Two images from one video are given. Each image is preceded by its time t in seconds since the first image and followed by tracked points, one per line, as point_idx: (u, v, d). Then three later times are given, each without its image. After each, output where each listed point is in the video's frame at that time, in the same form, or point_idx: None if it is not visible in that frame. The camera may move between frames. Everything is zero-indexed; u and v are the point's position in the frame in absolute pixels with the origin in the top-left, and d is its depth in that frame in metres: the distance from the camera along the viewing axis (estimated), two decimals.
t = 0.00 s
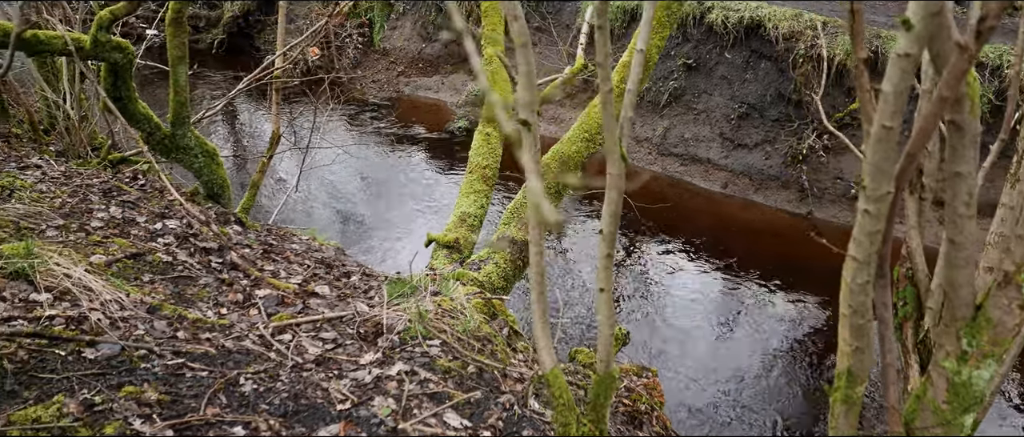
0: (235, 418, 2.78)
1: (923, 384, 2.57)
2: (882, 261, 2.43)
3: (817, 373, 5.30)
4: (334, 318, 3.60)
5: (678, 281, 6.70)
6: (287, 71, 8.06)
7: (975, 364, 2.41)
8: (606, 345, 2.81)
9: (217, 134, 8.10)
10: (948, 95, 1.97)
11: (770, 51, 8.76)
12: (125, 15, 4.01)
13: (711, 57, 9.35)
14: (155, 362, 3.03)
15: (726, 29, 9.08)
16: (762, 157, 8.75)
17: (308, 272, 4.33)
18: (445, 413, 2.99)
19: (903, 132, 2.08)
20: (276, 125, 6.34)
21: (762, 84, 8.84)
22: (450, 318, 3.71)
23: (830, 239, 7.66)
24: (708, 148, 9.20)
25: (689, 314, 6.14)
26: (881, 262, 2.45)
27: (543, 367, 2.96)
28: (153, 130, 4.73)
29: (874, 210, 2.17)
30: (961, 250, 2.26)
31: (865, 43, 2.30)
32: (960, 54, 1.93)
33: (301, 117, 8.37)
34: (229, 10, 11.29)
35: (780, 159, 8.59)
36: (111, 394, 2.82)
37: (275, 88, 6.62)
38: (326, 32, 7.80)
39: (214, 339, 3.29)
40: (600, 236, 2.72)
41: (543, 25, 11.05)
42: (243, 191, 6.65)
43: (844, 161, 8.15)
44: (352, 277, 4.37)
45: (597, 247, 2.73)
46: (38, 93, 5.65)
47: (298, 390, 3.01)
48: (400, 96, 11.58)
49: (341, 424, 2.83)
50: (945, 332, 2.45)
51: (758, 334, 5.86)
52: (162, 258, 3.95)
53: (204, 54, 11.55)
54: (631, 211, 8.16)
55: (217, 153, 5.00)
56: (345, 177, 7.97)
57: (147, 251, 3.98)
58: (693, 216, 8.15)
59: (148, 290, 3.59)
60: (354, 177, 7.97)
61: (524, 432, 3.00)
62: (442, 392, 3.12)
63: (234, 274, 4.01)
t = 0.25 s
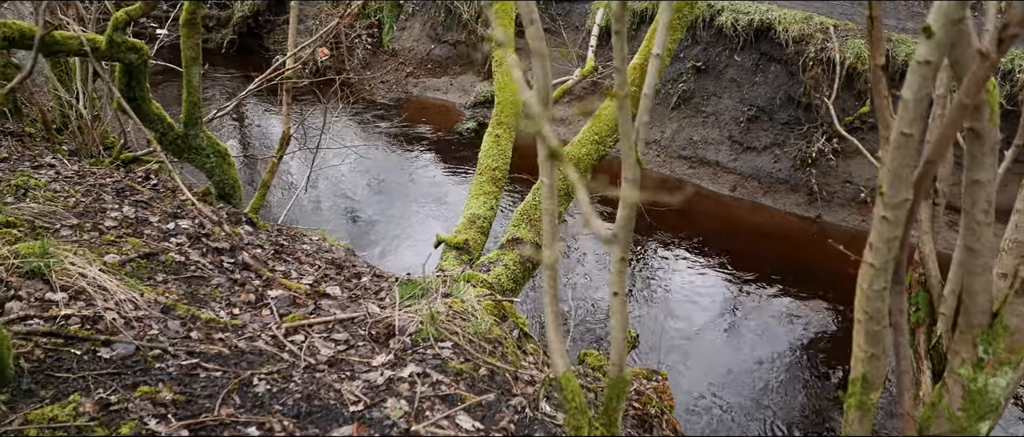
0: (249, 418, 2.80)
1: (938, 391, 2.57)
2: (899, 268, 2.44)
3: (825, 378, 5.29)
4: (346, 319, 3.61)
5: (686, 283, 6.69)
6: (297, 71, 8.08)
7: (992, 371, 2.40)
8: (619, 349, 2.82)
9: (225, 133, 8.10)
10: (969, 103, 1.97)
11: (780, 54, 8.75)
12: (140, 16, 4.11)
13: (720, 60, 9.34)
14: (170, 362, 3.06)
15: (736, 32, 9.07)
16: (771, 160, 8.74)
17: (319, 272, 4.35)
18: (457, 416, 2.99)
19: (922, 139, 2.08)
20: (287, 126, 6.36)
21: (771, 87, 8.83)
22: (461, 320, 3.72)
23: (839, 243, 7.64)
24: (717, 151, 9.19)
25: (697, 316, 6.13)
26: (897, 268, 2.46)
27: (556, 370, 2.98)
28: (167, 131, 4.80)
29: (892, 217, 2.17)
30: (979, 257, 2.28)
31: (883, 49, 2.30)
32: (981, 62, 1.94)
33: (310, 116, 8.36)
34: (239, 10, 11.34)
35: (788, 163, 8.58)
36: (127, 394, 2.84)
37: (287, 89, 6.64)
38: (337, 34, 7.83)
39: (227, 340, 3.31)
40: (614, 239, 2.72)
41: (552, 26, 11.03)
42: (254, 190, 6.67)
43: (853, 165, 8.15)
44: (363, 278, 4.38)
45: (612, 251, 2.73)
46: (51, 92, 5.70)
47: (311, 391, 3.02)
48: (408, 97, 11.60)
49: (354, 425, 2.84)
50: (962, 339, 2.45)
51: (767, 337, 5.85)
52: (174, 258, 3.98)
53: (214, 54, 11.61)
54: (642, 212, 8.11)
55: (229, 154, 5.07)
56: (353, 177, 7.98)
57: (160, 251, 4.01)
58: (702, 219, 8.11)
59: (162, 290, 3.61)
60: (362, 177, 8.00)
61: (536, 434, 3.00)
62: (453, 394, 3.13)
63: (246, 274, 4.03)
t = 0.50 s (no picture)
0: (265, 419, 2.81)
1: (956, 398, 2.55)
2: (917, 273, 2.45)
3: (836, 383, 5.27)
4: (359, 320, 3.63)
5: (696, 286, 6.67)
6: (309, 72, 8.11)
7: (1010, 379, 2.40)
8: (632, 353, 2.81)
9: (237, 133, 8.14)
10: (991, 109, 1.96)
11: (792, 57, 8.72)
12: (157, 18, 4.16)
13: (732, 62, 9.32)
14: (186, 362, 3.09)
15: (748, 34, 9.04)
16: (782, 162, 8.70)
17: (332, 273, 4.37)
18: (471, 418, 3.00)
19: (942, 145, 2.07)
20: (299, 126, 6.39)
21: (783, 90, 8.79)
22: (474, 322, 3.72)
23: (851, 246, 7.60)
24: (728, 153, 9.16)
25: (707, 319, 6.11)
26: (916, 274, 2.46)
27: (569, 373, 2.99)
28: (181, 131, 4.84)
29: (912, 223, 2.16)
30: (999, 263, 2.34)
31: (903, 54, 2.29)
32: (1003, 68, 1.93)
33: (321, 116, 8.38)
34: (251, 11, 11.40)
35: (800, 166, 8.54)
36: (144, 393, 2.86)
37: (299, 89, 6.66)
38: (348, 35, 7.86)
39: (242, 340, 3.33)
40: (629, 243, 2.72)
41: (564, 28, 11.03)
42: (266, 189, 6.70)
43: (866, 168, 8.12)
44: (376, 278, 4.40)
45: (627, 255, 2.73)
46: (67, 91, 5.75)
47: (326, 392, 3.04)
48: (419, 97, 11.63)
49: (369, 426, 2.86)
50: (980, 346, 2.45)
51: (778, 340, 5.82)
52: (189, 258, 4.00)
53: (227, 54, 11.68)
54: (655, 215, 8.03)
55: (243, 154, 5.12)
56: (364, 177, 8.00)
57: (175, 251, 4.04)
58: (715, 223, 8.05)
59: (177, 290, 3.64)
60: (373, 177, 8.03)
61: None
62: (467, 396, 3.14)
63: (260, 274, 4.05)
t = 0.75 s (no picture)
0: (278, 419, 2.83)
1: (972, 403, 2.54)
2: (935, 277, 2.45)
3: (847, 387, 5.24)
4: (371, 321, 3.64)
5: (706, 288, 6.64)
6: (319, 73, 8.14)
7: None
8: (645, 355, 2.82)
9: (247, 133, 8.18)
10: (1010, 112, 1.95)
11: (803, 58, 8.69)
12: (171, 20, 4.20)
13: (742, 64, 9.31)
14: (199, 362, 3.10)
15: (758, 35, 9.03)
16: (793, 164, 8.67)
17: (343, 273, 4.38)
18: (483, 419, 3.00)
19: (960, 149, 2.06)
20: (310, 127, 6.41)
21: (794, 91, 8.77)
22: (485, 323, 3.73)
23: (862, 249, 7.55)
24: (738, 155, 9.13)
25: (716, 321, 6.08)
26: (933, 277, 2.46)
27: (582, 375, 3.00)
28: (194, 132, 4.88)
29: (929, 226, 2.15)
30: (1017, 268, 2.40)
31: (920, 57, 2.28)
32: None
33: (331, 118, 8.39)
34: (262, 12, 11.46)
35: (810, 168, 8.51)
36: (158, 393, 2.88)
37: (310, 90, 6.68)
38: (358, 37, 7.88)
39: (254, 340, 3.35)
40: (643, 246, 2.72)
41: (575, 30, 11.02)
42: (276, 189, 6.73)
43: (877, 171, 8.09)
44: (387, 279, 4.41)
45: (640, 258, 2.73)
46: (81, 92, 5.79)
47: (338, 393, 3.05)
48: (428, 98, 11.66)
49: (381, 427, 2.87)
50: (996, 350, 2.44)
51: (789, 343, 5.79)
52: (202, 258, 4.03)
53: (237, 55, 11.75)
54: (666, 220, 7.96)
55: (255, 155, 5.17)
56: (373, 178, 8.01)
57: (188, 251, 4.06)
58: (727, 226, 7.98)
59: (190, 290, 3.66)
60: (383, 178, 8.04)
61: None
62: (479, 398, 3.14)
63: (272, 275, 4.07)
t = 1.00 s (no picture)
0: (290, 418, 2.84)
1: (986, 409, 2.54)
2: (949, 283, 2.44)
3: (855, 390, 5.22)
4: (381, 321, 3.65)
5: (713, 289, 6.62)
6: (330, 73, 8.18)
7: None
8: (656, 358, 2.82)
9: (257, 132, 8.21)
10: None
11: (813, 61, 8.66)
12: (185, 20, 4.24)
13: (752, 66, 9.29)
14: (212, 361, 3.13)
15: (769, 37, 9.02)
16: (802, 167, 8.64)
17: (353, 273, 4.39)
18: (493, 420, 3.00)
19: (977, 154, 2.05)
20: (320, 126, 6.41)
21: (804, 94, 8.75)
22: (495, 324, 3.74)
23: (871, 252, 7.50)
24: (748, 158, 9.11)
25: (723, 323, 6.07)
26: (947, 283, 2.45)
27: (593, 378, 3.01)
28: (206, 131, 4.92)
29: (944, 231, 2.14)
30: None
31: (936, 60, 2.27)
32: None
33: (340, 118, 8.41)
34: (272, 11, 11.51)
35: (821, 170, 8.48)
36: (171, 391, 2.90)
37: (320, 90, 6.68)
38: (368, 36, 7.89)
39: (266, 339, 3.37)
40: (655, 248, 2.71)
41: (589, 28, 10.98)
42: (286, 189, 6.75)
43: (887, 174, 8.06)
44: (396, 279, 4.42)
45: (653, 260, 2.72)
46: (93, 91, 5.83)
47: (349, 392, 3.06)
48: (437, 99, 11.69)
49: (392, 427, 2.88)
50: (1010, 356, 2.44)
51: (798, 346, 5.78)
52: (214, 257, 4.05)
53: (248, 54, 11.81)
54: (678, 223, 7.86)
55: (266, 154, 5.21)
56: (382, 178, 8.02)
57: (199, 250, 4.08)
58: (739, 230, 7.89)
59: (202, 288, 3.68)
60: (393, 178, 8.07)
61: None
62: (489, 399, 3.14)
63: (282, 274, 4.09)
